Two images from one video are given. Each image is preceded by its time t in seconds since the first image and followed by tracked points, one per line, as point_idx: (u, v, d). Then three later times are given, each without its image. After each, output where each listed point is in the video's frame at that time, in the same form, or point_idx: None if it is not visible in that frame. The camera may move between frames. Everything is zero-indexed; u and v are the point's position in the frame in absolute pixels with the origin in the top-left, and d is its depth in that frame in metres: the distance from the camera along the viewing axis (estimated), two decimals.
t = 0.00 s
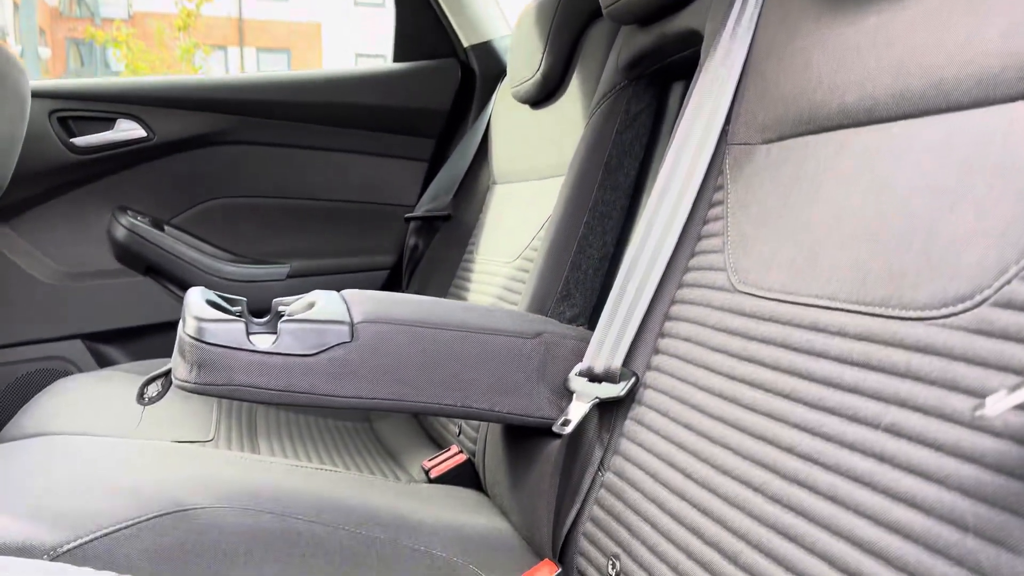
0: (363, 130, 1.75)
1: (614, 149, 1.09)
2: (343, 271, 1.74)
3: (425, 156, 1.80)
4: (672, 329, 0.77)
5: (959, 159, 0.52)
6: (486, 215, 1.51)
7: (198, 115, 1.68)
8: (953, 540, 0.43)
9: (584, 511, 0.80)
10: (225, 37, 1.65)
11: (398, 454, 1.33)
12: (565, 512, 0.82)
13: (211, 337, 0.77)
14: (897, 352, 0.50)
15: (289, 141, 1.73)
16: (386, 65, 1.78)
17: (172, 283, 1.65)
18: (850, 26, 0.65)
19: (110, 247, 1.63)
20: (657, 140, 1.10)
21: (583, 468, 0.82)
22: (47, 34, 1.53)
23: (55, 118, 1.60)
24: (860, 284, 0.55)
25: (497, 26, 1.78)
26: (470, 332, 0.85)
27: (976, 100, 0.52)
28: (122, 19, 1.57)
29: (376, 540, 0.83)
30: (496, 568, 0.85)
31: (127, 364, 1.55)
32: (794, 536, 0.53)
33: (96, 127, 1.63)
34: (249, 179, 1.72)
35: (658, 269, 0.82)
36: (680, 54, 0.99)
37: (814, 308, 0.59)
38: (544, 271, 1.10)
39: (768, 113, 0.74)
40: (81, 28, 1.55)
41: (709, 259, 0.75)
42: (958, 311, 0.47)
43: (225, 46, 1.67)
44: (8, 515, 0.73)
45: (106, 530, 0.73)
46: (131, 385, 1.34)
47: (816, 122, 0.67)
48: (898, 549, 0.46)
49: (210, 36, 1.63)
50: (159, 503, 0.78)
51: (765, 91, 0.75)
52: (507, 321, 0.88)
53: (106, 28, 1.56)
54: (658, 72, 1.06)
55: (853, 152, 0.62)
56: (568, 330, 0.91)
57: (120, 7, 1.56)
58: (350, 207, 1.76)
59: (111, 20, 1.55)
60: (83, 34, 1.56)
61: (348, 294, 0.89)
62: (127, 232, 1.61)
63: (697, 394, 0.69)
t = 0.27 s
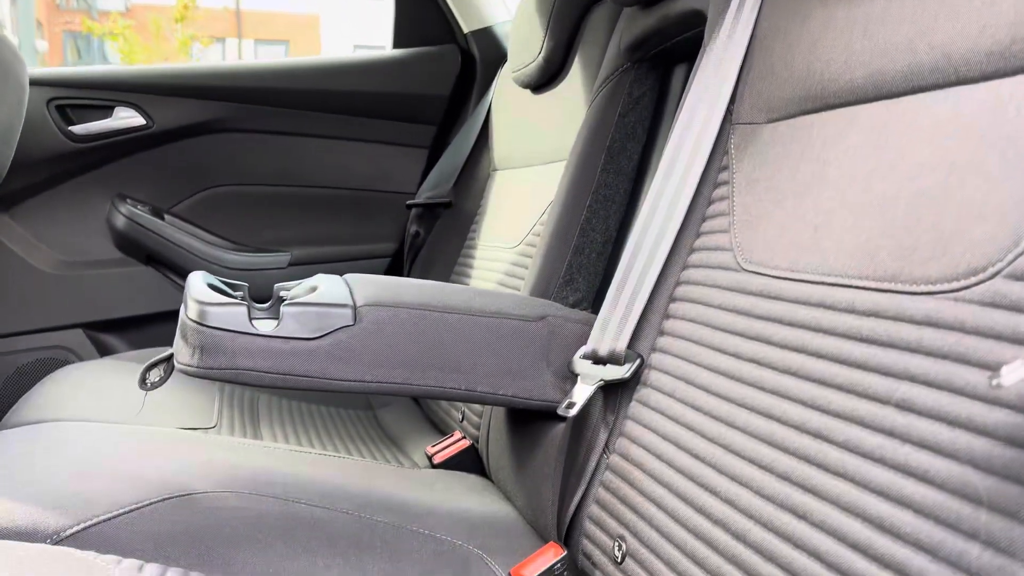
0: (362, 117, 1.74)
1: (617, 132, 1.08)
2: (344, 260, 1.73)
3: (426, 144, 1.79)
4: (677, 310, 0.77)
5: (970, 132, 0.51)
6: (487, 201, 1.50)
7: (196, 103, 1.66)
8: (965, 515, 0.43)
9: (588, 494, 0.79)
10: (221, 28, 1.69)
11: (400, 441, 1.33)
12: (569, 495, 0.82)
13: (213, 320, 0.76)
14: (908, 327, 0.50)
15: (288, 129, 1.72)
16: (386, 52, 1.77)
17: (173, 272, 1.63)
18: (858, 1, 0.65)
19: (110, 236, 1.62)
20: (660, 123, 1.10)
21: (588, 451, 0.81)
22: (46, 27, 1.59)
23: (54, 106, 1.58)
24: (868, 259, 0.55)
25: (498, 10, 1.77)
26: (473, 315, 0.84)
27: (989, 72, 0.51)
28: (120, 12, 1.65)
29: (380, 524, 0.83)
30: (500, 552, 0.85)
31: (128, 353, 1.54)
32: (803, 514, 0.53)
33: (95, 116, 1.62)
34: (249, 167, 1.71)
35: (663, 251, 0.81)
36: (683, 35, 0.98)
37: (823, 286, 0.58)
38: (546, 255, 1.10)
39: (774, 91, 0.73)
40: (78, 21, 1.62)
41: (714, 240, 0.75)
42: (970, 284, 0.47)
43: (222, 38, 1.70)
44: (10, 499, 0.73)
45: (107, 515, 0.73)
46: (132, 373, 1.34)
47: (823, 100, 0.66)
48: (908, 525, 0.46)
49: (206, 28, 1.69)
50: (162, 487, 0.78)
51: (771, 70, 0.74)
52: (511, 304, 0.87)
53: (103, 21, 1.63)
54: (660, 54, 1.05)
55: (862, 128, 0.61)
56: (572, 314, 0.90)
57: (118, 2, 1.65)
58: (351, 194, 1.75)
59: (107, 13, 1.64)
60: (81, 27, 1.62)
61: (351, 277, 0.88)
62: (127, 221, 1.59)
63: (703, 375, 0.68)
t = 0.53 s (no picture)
0: (359, 104, 1.73)
1: (617, 115, 1.07)
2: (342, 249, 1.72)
3: (423, 130, 1.78)
4: (680, 292, 0.76)
5: (980, 104, 0.50)
6: (485, 188, 1.49)
7: (191, 90, 1.65)
8: (977, 490, 0.42)
9: (591, 478, 0.79)
10: (216, 19, 1.62)
11: (400, 429, 1.32)
12: (572, 479, 0.81)
13: (211, 304, 0.76)
14: (918, 302, 0.49)
15: (284, 116, 1.70)
16: (382, 38, 1.75)
17: (170, 261, 1.62)
18: None
19: (106, 225, 1.61)
20: (660, 106, 1.08)
21: (591, 434, 0.81)
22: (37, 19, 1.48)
23: (48, 94, 1.57)
24: (876, 235, 0.54)
25: None
26: (475, 298, 0.83)
27: (1000, 43, 0.50)
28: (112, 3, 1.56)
29: (381, 509, 0.82)
30: (502, 536, 0.85)
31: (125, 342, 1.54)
32: (811, 492, 0.52)
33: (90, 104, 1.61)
34: (245, 155, 1.70)
35: (666, 232, 0.80)
36: (684, 16, 0.97)
37: (830, 262, 0.57)
38: (547, 240, 1.09)
39: (778, 69, 0.72)
40: (69, 13, 1.53)
41: (717, 220, 0.74)
42: (982, 258, 0.46)
43: (217, 29, 1.63)
44: (8, 485, 0.72)
45: (105, 501, 0.72)
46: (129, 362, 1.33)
47: (829, 76, 0.65)
48: (919, 501, 0.45)
49: (200, 19, 1.61)
50: (161, 473, 0.77)
51: (775, 48, 0.73)
52: (512, 288, 0.86)
53: (95, 13, 1.54)
54: (660, 36, 1.04)
55: (869, 103, 0.60)
56: (573, 297, 0.89)
57: None
58: (348, 182, 1.74)
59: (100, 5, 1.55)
60: (72, 19, 1.53)
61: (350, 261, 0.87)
62: (123, 210, 1.58)
63: (708, 355, 0.67)
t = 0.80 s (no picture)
0: (353, 92, 1.72)
1: (614, 99, 1.06)
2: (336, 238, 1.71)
3: (417, 118, 1.76)
4: (680, 274, 0.75)
5: (987, 77, 0.49)
6: (481, 175, 1.48)
7: (183, 78, 1.63)
8: (987, 465, 0.42)
9: (591, 462, 0.78)
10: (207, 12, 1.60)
11: (398, 418, 1.32)
12: (572, 463, 0.80)
13: (205, 289, 0.75)
14: (924, 278, 0.48)
15: (278, 105, 1.69)
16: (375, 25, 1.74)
17: (163, 252, 1.61)
18: None
19: (98, 215, 1.59)
20: (658, 90, 1.07)
21: (591, 418, 0.80)
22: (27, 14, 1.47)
23: (38, 83, 1.55)
24: (881, 211, 0.54)
25: None
26: (473, 283, 0.82)
27: (1007, 15, 0.49)
28: None
29: (379, 495, 0.81)
30: (502, 522, 0.84)
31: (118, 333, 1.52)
32: (816, 471, 0.51)
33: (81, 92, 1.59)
34: (238, 144, 1.68)
35: (665, 215, 0.79)
36: None
37: (834, 240, 0.57)
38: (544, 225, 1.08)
39: (778, 48, 0.71)
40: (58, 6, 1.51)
41: (717, 201, 0.73)
42: (990, 232, 0.45)
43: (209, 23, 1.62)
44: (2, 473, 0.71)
45: (100, 488, 0.71)
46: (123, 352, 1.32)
47: (830, 54, 0.64)
48: (927, 478, 0.45)
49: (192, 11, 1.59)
50: (157, 460, 0.76)
51: (775, 26, 0.72)
52: (509, 272, 0.85)
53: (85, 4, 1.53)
54: (658, 19, 1.03)
55: (872, 79, 0.59)
56: (572, 282, 0.88)
57: None
58: (342, 171, 1.73)
59: None
60: (62, 12, 1.51)
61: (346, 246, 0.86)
62: (114, 200, 1.56)
63: (709, 337, 0.67)
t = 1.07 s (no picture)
0: (343, 77, 1.70)
1: (609, 79, 1.04)
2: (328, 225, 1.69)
3: (409, 103, 1.74)
4: (679, 252, 0.74)
5: (995, 42, 0.48)
6: (474, 159, 1.46)
7: (171, 63, 1.61)
8: (1001, 435, 0.41)
9: (590, 443, 0.77)
10: None
11: (393, 404, 1.31)
12: (570, 445, 0.79)
13: (196, 270, 0.73)
14: (933, 247, 0.48)
15: (267, 90, 1.66)
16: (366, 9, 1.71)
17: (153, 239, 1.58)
18: None
19: (86, 203, 1.57)
20: (653, 69, 1.06)
21: (589, 398, 0.79)
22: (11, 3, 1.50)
23: (24, 68, 1.53)
24: (887, 181, 0.53)
25: None
26: (469, 262, 0.81)
27: None
28: None
29: (375, 478, 0.80)
30: (499, 505, 0.83)
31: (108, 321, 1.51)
32: (823, 445, 0.51)
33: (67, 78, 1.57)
34: (228, 129, 1.66)
35: (664, 192, 0.78)
36: None
37: (839, 213, 0.56)
38: (539, 208, 1.07)
39: (778, 21, 0.70)
40: None
41: (716, 177, 0.72)
42: (1000, 198, 0.44)
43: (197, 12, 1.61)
44: None
45: (92, 472, 0.70)
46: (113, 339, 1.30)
47: (832, 24, 0.63)
48: (938, 449, 0.44)
49: None
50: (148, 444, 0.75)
51: None
52: (506, 252, 0.84)
53: None
54: None
55: (876, 48, 0.58)
56: (569, 262, 0.87)
57: None
58: (333, 156, 1.71)
59: None
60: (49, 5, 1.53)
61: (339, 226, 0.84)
62: (102, 186, 1.53)
63: (710, 314, 0.66)
